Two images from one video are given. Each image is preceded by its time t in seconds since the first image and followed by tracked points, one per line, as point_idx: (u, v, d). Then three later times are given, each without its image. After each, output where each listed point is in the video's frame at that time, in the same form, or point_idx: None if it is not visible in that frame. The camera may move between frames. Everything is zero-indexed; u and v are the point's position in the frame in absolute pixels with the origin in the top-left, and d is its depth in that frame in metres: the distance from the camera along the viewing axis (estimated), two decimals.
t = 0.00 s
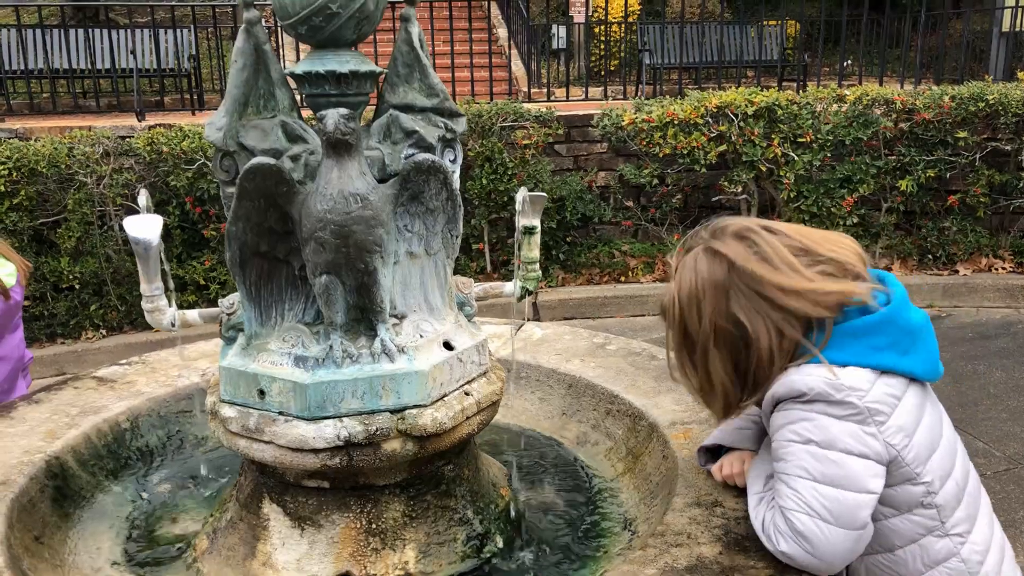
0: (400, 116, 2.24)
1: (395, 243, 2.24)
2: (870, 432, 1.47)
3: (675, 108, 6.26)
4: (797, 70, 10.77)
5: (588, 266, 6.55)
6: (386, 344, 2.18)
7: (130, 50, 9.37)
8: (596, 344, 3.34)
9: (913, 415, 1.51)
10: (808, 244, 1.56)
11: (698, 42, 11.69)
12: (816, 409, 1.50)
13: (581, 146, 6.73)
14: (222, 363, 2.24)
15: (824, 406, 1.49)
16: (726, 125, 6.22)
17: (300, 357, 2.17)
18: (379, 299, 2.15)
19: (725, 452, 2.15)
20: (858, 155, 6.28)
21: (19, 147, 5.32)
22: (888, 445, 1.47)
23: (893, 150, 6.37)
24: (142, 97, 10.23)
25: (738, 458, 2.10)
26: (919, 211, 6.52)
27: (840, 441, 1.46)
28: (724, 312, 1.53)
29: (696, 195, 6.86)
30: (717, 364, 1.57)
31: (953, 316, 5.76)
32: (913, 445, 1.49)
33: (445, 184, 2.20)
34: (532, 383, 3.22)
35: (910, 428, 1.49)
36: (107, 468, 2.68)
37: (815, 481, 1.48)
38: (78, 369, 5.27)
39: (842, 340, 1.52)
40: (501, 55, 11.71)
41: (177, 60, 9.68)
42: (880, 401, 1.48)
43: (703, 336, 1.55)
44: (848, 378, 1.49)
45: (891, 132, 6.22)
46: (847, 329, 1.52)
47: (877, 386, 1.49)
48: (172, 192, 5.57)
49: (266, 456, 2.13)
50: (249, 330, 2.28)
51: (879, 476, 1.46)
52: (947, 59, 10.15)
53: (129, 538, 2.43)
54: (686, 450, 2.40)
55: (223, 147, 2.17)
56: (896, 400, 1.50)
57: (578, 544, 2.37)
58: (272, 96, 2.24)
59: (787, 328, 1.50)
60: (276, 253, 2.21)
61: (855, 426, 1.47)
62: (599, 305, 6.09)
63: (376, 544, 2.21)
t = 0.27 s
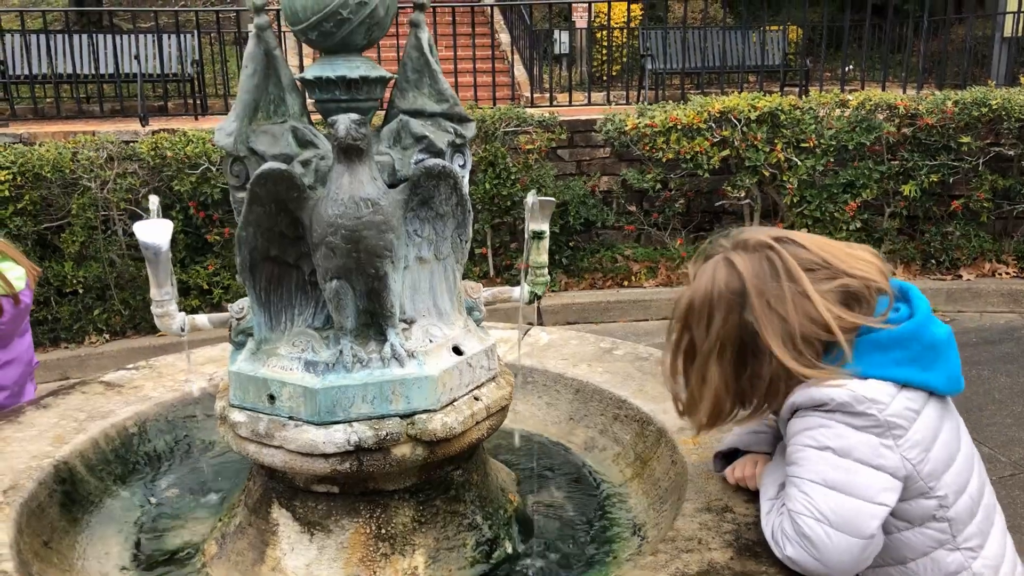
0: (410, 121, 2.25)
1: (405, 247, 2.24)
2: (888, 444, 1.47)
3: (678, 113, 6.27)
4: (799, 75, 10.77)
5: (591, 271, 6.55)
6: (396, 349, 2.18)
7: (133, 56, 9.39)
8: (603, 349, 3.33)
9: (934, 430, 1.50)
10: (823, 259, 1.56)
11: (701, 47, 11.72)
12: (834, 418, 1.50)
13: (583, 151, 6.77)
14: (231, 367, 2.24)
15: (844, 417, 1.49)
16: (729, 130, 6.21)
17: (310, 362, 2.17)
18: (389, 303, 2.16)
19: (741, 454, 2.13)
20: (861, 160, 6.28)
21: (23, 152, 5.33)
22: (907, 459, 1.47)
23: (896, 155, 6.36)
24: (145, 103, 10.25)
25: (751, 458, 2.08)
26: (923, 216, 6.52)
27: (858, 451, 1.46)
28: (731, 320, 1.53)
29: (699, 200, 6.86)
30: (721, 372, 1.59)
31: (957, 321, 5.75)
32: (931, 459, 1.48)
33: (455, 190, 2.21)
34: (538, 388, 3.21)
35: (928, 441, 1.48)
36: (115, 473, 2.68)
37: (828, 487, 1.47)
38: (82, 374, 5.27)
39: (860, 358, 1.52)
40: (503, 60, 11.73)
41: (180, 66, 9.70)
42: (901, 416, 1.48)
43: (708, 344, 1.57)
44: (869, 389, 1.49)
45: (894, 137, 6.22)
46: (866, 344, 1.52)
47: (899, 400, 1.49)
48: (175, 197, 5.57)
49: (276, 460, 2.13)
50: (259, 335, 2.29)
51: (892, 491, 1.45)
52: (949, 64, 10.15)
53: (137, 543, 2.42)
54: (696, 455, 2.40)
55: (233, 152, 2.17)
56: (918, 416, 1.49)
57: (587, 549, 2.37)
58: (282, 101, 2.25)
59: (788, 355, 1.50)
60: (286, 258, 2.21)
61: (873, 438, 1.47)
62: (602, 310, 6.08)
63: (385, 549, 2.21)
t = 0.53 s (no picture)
0: (423, 130, 2.25)
1: (418, 256, 2.24)
2: (974, 526, 1.47)
3: (684, 121, 6.27)
4: (805, 84, 10.77)
5: (597, 279, 6.53)
6: (408, 358, 2.17)
7: (141, 65, 9.44)
8: (613, 359, 3.32)
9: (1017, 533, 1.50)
10: (1020, 335, 1.49)
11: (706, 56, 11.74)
12: (945, 478, 1.47)
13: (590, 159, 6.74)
14: (243, 376, 2.23)
15: (955, 486, 1.46)
16: (736, 139, 6.21)
17: (322, 371, 2.16)
18: (401, 312, 2.15)
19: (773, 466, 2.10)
20: (868, 169, 6.27)
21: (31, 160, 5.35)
22: (978, 545, 1.48)
23: (904, 163, 6.35)
24: (153, 111, 10.30)
25: (782, 471, 2.05)
26: (931, 225, 6.50)
27: (951, 519, 1.46)
28: (902, 353, 1.47)
29: (706, 208, 6.86)
30: (871, 397, 1.52)
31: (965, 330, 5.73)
32: (998, 553, 1.50)
33: (468, 198, 2.20)
34: (549, 398, 3.20)
35: (1006, 541, 1.49)
36: (125, 482, 2.67)
37: (906, 525, 1.47)
38: (88, 382, 5.27)
39: (1002, 442, 1.46)
40: (509, 69, 11.75)
41: (187, 75, 9.74)
42: (1002, 511, 1.46)
43: (877, 352, 1.49)
44: (995, 476, 1.45)
45: (901, 146, 6.21)
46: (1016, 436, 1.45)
47: (1012, 500, 1.46)
48: (182, 205, 5.58)
49: (288, 470, 2.11)
50: (271, 343, 2.28)
51: (949, 571, 1.47)
52: (955, 72, 10.14)
53: (147, 553, 2.41)
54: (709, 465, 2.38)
55: (246, 160, 2.17)
56: (1014, 517, 1.48)
57: (599, 560, 2.35)
58: (295, 109, 2.24)
59: (947, 405, 1.44)
60: (299, 266, 2.21)
61: (968, 516, 1.47)
62: (609, 318, 6.07)
63: (397, 560, 2.19)
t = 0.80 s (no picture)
0: (447, 142, 2.27)
1: (442, 267, 2.25)
2: None
3: (698, 131, 6.27)
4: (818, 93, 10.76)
5: (610, 288, 6.53)
6: (433, 368, 2.19)
7: (157, 74, 9.52)
8: (632, 369, 3.33)
9: None
10: None
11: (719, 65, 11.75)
12: None
13: (603, 168, 6.74)
14: (269, 386, 2.26)
15: None
16: (750, 148, 6.20)
17: (348, 381, 2.18)
18: (426, 323, 2.17)
19: (798, 479, 2.15)
20: (883, 179, 6.25)
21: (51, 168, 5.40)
22: None
23: (919, 173, 6.34)
24: (168, 120, 10.38)
25: (815, 487, 2.09)
26: (946, 234, 6.47)
27: None
28: None
29: (720, 218, 6.86)
30: None
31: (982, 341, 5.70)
32: None
33: (492, 210, 2.23)
34: (568, 408, 3.21)
35: None
36: (148, 489, 2.69)
37: None
38: (104, 389, 5.30)
39: None
40: (522, 78, 11.79)
41: (202, 84, 9.82)
42: None
43: None
44: None
45: (916, 156, 6.19)
46: None
47: None
48: (198, 213, 5.63)
49: (313, 479, 2.13)
50: (296, 353, 2.30)
51: None
52: (969, 82, 10.11)
53: (171, 561, 2.43)
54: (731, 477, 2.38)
55: (273, 172, 2.20)
56: None
57: (621, 571, 2.35)
58: (321, 122, 2.27)
59: None
60: (325, 277, 2.23)
61: None
62: (623, 327, 6.07)
63: (420, 569, 2.21)
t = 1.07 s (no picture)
0: (475, 157, 2.31)
1: (469, 279, 2.28)
2: None
3: (718, 139, 6.27)
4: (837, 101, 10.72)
5: (629, 297, 6.53)
6: (460, 379, 2.22)
7: (179, 83, 9.64)
8: (654, 380, 3.35)
9: None
10: None
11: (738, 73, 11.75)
12: None
13: (622, 176, 6.78)
14: (299, 396, 2.29)
15: None
16: (769, 157, 6.20)
17: (377, 391, 2.22)
18: (454, 335, 2.20)
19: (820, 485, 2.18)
20: (903, 188, 6.23)
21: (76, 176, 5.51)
22: None
23: (940, 182, 6.31)
24: (189, 128, 10.51)
25: (840, 490, 2.11)
26: (968, 244, 6.44)
27: None
28: None
29: (739, 226, 6.86)
30: None
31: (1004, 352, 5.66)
32: None
33: (518, 224, 2.26)
34: (591, 418, 3.23)
35: None
36: (178, 496, 2.74)
37: None
38: (128, 394, 5.37)
39: None
40: (541, 86, 11.84)
41: (223, 92, 9.93)
42: None
43: None
44: None
45: (937, 164, 6.17)
46: None
47: None
48: (220, 221, 5.69)
49: (342, 488, 2.16)
50: (326, 364, 2.34)
51: None
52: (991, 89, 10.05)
53: (201, 567, 2.48)
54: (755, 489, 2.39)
55: (305, 186, 2.24)
56: None
57: None
58: (351, 136, 2.31)
59: None
60: (355, 289, 2.27)
61: None
62: (641, 336, 6.07)
63: None
